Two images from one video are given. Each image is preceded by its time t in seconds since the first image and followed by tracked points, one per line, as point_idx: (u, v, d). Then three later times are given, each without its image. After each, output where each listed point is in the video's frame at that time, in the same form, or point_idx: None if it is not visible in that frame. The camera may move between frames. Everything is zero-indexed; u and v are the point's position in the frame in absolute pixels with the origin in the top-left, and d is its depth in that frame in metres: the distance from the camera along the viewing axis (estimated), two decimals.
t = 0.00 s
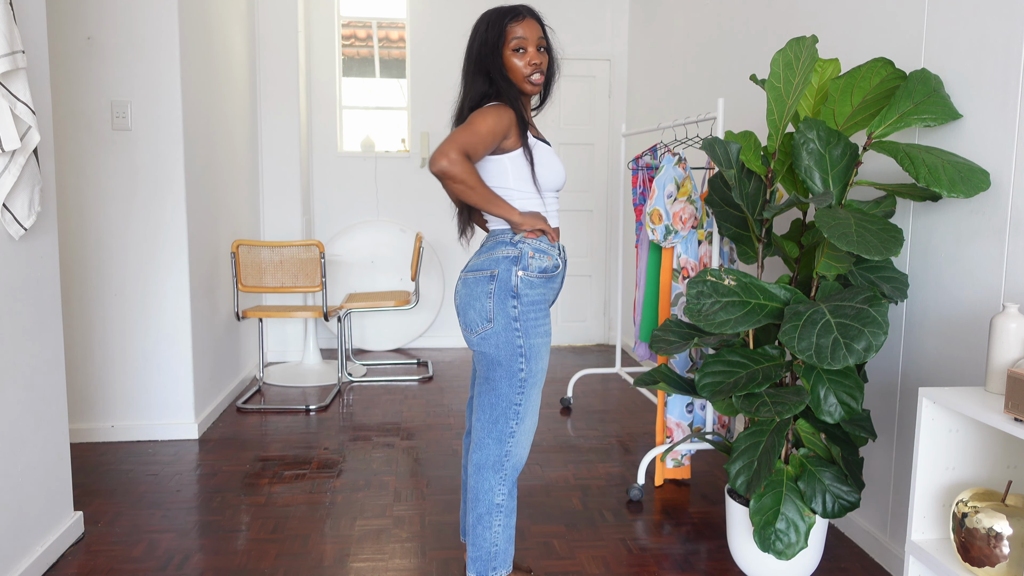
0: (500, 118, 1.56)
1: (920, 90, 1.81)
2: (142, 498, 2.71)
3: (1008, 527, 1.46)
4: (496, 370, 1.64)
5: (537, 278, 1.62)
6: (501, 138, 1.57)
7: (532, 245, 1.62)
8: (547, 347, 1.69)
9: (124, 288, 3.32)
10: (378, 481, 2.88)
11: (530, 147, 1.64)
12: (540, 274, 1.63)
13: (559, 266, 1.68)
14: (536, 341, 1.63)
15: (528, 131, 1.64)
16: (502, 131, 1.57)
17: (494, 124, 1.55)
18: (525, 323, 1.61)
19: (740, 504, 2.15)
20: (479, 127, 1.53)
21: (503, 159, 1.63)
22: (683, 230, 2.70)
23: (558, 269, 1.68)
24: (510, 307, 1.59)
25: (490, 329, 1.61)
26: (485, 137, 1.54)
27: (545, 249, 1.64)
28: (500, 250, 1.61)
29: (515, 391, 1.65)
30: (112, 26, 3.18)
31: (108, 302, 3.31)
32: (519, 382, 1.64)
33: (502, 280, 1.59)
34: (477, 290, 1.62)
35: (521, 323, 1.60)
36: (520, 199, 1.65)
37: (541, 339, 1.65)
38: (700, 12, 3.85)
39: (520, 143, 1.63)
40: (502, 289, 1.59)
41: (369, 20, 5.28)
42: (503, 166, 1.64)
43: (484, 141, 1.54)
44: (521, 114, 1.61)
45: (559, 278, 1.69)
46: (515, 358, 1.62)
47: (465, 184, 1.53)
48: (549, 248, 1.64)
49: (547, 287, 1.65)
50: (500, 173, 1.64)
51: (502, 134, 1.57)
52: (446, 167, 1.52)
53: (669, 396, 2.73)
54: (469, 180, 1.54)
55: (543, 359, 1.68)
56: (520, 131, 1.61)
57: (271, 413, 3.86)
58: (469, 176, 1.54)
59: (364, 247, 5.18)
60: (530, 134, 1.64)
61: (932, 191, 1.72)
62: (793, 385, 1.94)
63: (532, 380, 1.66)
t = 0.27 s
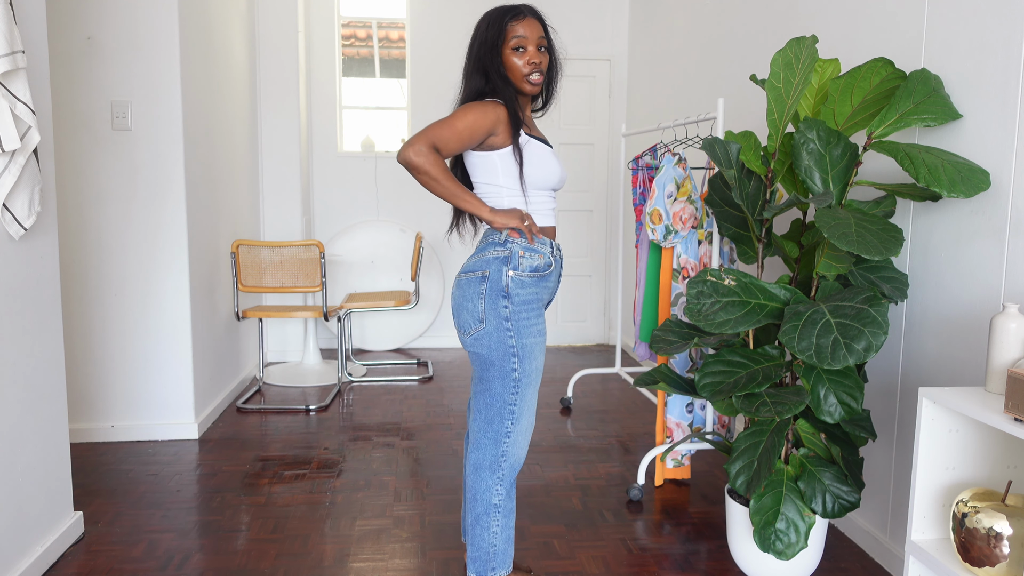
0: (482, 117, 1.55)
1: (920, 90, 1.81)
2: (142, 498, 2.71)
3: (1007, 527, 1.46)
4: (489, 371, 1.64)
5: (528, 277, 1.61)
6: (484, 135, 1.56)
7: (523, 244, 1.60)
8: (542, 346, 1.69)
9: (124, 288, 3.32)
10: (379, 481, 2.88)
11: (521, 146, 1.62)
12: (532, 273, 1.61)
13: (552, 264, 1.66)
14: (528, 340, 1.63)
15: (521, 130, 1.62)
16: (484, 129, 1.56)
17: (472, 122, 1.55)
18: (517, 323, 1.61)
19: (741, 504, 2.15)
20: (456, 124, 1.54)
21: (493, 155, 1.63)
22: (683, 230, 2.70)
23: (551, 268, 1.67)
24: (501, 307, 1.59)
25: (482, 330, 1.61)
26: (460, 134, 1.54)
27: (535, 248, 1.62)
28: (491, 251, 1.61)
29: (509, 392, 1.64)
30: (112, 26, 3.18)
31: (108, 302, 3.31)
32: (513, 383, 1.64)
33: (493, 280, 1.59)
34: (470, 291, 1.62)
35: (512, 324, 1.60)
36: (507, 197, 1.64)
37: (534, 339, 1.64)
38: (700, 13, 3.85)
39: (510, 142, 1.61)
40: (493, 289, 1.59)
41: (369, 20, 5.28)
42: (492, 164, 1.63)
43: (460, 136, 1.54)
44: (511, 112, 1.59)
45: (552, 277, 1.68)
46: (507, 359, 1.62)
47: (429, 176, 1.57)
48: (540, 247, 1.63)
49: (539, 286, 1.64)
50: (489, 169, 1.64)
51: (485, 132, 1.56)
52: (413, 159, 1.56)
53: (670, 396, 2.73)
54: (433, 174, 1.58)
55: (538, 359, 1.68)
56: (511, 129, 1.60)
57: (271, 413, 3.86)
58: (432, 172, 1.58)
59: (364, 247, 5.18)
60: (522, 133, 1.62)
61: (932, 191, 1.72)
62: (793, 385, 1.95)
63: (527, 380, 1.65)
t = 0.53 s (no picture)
0: (483, 112, 1.54)
1: (920, 90, 1.81)
2: (142, 498, 2.71)
3: (1008, 527, 1.46)
4: (486, 370, 1.64)
5: (524, 276, 1.61)
6: (484, 132, 1.55)
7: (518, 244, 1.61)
8: (539, 346, 1.69)
9: (124, 288, 3.32)
10: (378, 481, 2.88)
11: (520, 144, 1.62)
12: (527, 273, 1.61)
13: (548, 264, 1.67)
14: (524, 340, 1.63)
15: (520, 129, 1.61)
16: (484, 126, 1.55)
17: (474, 117, 1.53)
18: (513, 322, 1.61)
19: (741, 504, 2.14)
20: (459, 119, 1.51)
21: (492, 153, 1.62)
22: (683, 229, 2.70)
23: (547, 268, 1.67)
24: (497, 306, 1.59)
25: (478, 329, 1.61)
26: (461, 128, 1.52)
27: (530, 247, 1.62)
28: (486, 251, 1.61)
29: (506, 391, 1.64)
30: (112, 26, 3.18)
31: (108, 302, 3.31)
32: (509, 383, 1.64)
33: (488, 279, 1.59)
34: (466, 291, 1.63)
35: (508, 323, 1.60)
36: (505, 195, 1.64)
37: (530, 338, 1.64)
38: (700, 12, 3.85)
39: (509, 140, 1.61)
40: (489, 289, 1.59)
41: (369, 20, 5.28)
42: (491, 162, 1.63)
43: (462, 132, 1.52)
44: (511, 110, 1.59)
45: (549, 276, 1.68)
46: (503, 358, 1.62)
47: (432, 171, 1.50)
48: (535, 246, 1.63)
49: (535, 286, 1.64)
50: (488, 166, 1.63)
51: (485, 128, 1.55)
52: (416, 153, 1.49)
53: (670, 396, 2.73)
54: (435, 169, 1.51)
55: (534, 358, 1.68)
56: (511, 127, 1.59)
57: (271, 413, 3.86)
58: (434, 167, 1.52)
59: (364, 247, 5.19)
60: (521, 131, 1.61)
61: (932, 191, 1.72)
62: (793, 385, 1.94)
63: (523, 379, 1.65)
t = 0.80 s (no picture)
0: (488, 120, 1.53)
1: (920, 90, 1.81)
2: (143, 498, 2.71)
3: (1008, 527, 1.46)
4: (487, 370, 1.64)
5: (525, 276, 1.61)
6: (489, 139, 1.54)
7: (518, 244, 1.61)
8: (540, 346, 1.69)
9: (124, 288, 3.32)
10: (379, 481, 2.88)
11: (524, 145, 1.62)
12: (528, 273, 1.61)
13: (549, 263, 1.66)
14: (526, 340, 1.63)
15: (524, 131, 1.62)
16: (489, 134, 1.53)
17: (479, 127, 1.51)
18: (514, 322, 1.61)
19: (740, 504, 2.15)
20: (464, 133, 1.49)
21: (496, 153, 1.62)
22: (683, 230, 2.70)
23: (548, 268, 1.67)
24: (498, 306, 1.59)
25: (480, 329, 1.61)
26: (466, 142, 1.50)
27: (531, 247, 1.62)
28: (487, 251, 1.61)
29: (507, 391, 1.64)
30: (111, 26, 3.18)
31: (107, 302, 3.31)
32: (511, 383, 1.64)
33: (489, 279, 1.59)
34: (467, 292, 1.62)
35: (510, 323, 1.60)
36: (507, 195, 1.63)
37: (532, 338, 1.64)
38: (700, 12, 3.85)
39: (514, 141, 1.61)
40: (490, 289, 1.59)
41: (369, 20, 5.28)
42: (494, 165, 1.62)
43: (468, 144, 1.50)
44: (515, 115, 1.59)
45: (550, 276, 1.68)
46: (505, 358, 1.62)
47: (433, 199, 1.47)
48: (536, 246, 1.63)
49: (536, 286, 1.64)
50: (491, 167, 1.63)
51: (490, 135, 1.54)
52: (422, 177, 1.46)
53: (669, 396, 2.73)
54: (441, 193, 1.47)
55: (535, 358, 1.68)
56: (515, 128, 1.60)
57: (271, 413, 3.86)
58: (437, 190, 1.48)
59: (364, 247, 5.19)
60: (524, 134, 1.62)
61: (932, 191, 1.72)
62: (793, 385, 1.94)
63: (525, 379, 1.65)
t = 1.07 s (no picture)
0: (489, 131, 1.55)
1: (920, 90, 1.81)
2: (143, 498, 2.71)
3: (1008, 527, 1.46)
4: (482, 369, 1.64)
5: (519, 276, 1.61)
6: (489, 149, 1.56)
7: (513, 243, 1.61)
8: (536, 346, 1.69)
9: (124, 288, 3.32)
10: (378, 481, 2.88)
11: (520, 148, 1.62)
12: (522, 273, 1.61)
13: (544, 264, 1.66)
14: (520, 339, 1.63)
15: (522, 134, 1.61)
16: (489, 143, 1.56)
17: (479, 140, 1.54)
18: (507, 321, 1.61)
19: (740, 504, 2.15)
20: (465, 148, 1.52)
21: (491, 156, 1.62)
22: (683, 229, 2.70)
23: (544, 268, 1.67)
24: (492, 305, 1.60)
25: (474, 328, 1.62)
26: (467, 158, 1.53)
27: (526, 247, 1.62)
28: (482, 251, 1.62)
29: (501, 390, 1.65)
30: (112, 26, 3.18)
31: (108, 302, 3.31)
32: (505, 381, 1.64)
33: (483, 279, 1.60)
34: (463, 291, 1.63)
35: (503, 322, 1.61)
36: (501, 197, 1.63)
37: (525, 337, 1.65)
38: (700, 12, 3.85)
39: (511, 143, 1.61)
40: (484, 288, 1.60)
41: (369, 20, 5.28)
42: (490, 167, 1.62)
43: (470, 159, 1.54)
44: (514, 120, 1.59)
45: (546, 275, 1.68)
46: (498, 357, 1.63)
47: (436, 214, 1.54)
48: (532, 246, 1.63)
49: (531, 285, 1.64)
50: (485, 169, 1.63)
51: (489, 143, 1.56)
52: (424, 200, 1.52)
53: (670, 396, 2.73)
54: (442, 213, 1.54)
55: (531, 358, 1.68)
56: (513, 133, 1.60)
57: (271, 413, 3.86)
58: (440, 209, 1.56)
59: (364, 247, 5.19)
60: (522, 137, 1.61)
61: (933, 191, 1.72)
62: (793, 385, 1.94)
63: (518, 378, 1.65)
